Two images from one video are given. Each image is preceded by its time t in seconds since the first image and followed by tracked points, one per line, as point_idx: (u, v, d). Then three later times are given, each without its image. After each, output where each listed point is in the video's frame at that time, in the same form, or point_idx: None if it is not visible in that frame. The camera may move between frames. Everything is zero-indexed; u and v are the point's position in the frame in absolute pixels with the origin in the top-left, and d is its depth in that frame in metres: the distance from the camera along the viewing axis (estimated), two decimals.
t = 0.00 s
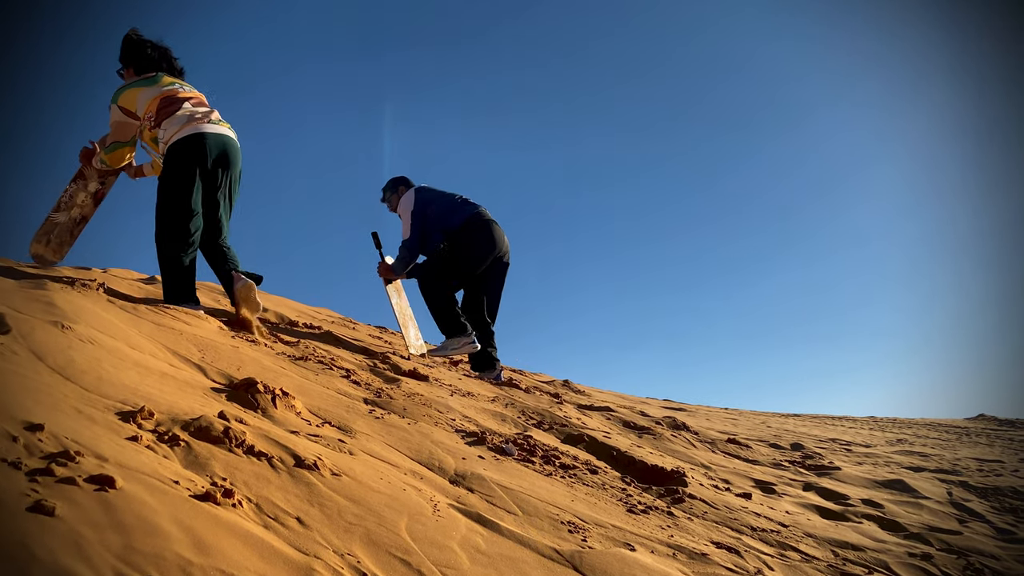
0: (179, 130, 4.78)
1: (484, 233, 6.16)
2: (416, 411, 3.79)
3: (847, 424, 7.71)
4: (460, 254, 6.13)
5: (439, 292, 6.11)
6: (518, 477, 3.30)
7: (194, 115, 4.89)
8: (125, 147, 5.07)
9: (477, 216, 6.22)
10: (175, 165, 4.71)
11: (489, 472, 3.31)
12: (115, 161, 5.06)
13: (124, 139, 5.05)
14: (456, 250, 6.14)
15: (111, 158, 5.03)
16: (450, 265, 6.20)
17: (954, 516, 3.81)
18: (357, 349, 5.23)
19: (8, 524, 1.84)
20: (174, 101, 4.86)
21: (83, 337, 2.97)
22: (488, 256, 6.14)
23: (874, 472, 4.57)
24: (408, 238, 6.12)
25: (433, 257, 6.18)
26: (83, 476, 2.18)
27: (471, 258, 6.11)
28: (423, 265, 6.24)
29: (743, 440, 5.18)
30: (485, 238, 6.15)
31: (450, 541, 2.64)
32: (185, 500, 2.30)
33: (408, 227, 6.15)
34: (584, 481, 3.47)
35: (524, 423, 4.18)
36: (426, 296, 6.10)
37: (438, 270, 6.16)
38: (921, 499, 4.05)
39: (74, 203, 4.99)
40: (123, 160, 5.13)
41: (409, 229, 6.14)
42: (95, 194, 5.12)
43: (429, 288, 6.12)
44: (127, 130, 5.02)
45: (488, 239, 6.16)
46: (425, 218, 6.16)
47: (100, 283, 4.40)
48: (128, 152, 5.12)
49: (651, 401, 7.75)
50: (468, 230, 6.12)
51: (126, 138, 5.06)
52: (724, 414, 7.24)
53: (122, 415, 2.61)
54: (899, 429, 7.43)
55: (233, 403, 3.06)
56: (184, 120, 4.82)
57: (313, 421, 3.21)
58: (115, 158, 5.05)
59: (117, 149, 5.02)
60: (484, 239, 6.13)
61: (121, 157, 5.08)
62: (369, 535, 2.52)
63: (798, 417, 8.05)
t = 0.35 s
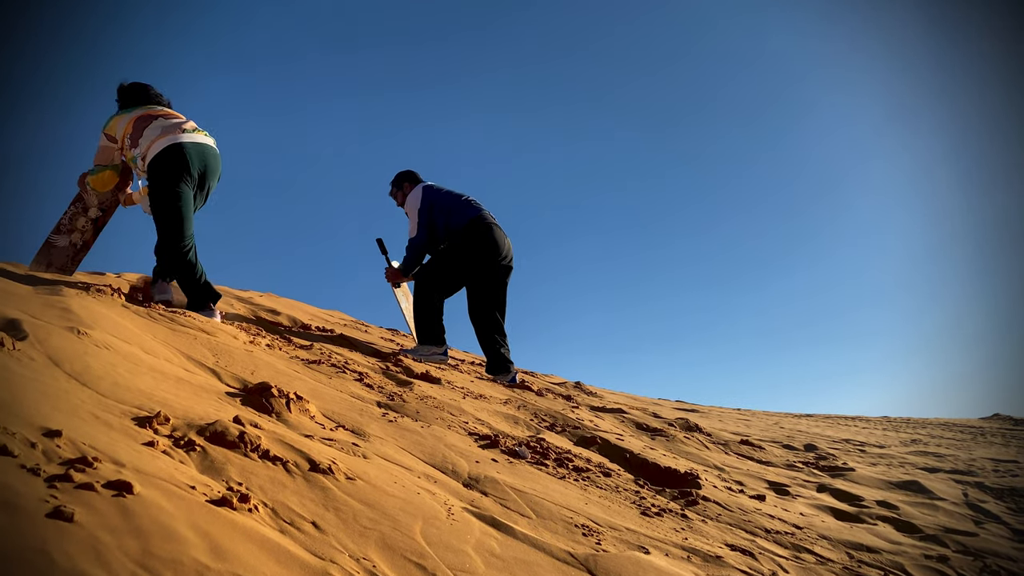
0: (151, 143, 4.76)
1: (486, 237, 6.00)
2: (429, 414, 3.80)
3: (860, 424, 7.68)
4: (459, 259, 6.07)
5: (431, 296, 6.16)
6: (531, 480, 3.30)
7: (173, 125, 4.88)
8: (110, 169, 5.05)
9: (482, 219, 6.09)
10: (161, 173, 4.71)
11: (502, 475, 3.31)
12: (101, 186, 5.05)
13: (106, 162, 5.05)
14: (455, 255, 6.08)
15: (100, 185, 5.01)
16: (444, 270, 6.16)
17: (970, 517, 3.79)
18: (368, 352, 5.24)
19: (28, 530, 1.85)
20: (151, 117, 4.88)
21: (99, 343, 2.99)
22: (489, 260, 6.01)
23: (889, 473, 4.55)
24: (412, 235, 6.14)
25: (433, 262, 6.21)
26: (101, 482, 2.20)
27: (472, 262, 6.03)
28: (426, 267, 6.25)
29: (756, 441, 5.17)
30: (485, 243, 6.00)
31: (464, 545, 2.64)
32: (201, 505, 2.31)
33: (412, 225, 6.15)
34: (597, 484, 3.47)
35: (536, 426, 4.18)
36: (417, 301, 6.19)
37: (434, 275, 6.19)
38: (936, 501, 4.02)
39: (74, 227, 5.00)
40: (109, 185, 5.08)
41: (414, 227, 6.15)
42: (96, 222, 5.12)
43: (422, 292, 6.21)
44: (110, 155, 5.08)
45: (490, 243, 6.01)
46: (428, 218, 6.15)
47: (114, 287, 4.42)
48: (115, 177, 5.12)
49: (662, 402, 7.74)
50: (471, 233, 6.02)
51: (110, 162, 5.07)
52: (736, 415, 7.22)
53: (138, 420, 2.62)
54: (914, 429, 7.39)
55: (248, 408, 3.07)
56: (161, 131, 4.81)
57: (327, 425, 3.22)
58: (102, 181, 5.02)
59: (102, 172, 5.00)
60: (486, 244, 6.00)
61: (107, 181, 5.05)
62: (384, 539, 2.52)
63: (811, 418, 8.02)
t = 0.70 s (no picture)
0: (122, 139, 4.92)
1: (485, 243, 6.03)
2: (444, 417, 3.81)
3: (876, 425, 7.63)
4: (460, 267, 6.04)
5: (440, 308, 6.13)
6: (546, 483, 3.30)
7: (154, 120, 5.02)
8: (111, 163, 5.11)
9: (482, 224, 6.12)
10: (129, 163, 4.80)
11: (517, 478, 3.31)
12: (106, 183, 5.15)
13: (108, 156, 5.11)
14: (453, 261, 6.06)
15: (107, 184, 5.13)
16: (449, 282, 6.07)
17: (988, 519, 3.76)
18: (382, 354, 5.27)
19: (49, 534, 1.85)
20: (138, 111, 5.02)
21: (117, 348, 3.02)
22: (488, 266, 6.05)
23: (905, 474, 4.53)
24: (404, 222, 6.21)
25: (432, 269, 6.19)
26: (121, 486, 2.21)
27: (473, 268, 6.04)
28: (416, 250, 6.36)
29: (771, 443, 5.18)
30: (485, 249, 6.03)
31: (480, 548, 2.63)
32: (220, 509, 2.31)
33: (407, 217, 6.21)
34: (612, 486, 3.47)
35: (551, 428, 4.19)
36: (424, 311, 6.14)
37: (436, 280, 6.10)
38: (953, 502, 3.99)
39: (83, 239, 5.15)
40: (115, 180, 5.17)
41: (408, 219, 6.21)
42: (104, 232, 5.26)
43: (430, 305, 6.13)
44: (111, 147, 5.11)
45: (489, 247, 6.05)
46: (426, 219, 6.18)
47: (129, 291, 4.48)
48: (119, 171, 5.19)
49: (676, 404, 7.72)
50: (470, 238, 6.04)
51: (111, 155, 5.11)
52: (750, 417, 7.20)
53: (156, 425, 2.64)
54: (931, 430, 7.34)
55: (264, 411, 3.09)
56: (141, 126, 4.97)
57: (342, 428, 3.24)
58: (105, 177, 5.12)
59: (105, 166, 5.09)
60: (486, 249, 6.04)
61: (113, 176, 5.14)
62: (401, 543, 2.52)
63: (826, 419, 7.99)
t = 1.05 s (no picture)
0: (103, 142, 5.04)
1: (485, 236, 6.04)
2: (456, 419, 3.82)
3: (891, 426, 7.57)
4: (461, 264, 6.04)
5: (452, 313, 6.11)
6: (559, 485, 3.29)
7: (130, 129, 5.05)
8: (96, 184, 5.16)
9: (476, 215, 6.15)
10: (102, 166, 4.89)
11: (531, 480, 3.30)
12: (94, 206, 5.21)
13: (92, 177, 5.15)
14: (454, 258, 6.04)
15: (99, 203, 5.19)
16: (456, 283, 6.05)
17: (1007, 521, 3.71)
18: (394, 356, 5.28)
19: (64, 536, 1.85)
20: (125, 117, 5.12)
21: (132, 352, 3.05)
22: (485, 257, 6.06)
23: (922, 475, 4.49)
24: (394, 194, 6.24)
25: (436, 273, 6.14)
26: (136, 488, 2.21)
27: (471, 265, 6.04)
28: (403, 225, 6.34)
29: (786, 444, 5.16)
30: (482, 240, 6.03)
31: (494, 551, 2.62)
32: (234, 511, 2.31)
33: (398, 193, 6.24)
34: (625, 488, 3.45)
35: (563, 430, 4.19)
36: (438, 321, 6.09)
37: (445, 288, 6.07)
38: (971, 504, 3.95)
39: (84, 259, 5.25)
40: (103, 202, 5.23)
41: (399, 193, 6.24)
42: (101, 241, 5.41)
43: (442, 314, 6.10)
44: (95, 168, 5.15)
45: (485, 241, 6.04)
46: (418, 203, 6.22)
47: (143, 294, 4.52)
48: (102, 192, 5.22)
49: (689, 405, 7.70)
50: (465, 231, 6.04)
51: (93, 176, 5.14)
52: (764, 418, 7.17)
53: (171, 427, 2.66)
54: (949, 431, 7.25)
55: (278, 414, 3.10)
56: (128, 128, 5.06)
57: (356, 430, 3.25)
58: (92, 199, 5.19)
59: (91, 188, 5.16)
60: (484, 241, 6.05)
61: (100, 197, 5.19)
62: (415, 545, 2.51)
63: (841, 421, 7.94)
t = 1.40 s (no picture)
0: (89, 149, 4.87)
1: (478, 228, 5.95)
2: (467, 420, 3.82)
3: (904, 427, 7.53)
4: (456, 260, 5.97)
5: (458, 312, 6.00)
6: (570, 486, 3.28)
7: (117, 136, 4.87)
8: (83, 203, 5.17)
9: (470, 208, 6.10)
10: (74, 179, 4.69)
11: (541, 482, 3.30)
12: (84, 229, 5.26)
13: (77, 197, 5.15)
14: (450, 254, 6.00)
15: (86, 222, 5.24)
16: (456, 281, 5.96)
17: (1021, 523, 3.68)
18: (405, 357, 5.30)
19: (77, 537, 1.86)
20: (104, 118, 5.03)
21: (144, 353, 3.07)
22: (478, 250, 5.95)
23: (935, 477, 4.46)
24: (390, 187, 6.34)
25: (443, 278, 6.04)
26: (148, 489, 2.21)
27: (468, 260, 5.96)
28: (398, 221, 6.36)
29: (797, 445, 5.15)
30: (474, 232, 5.95)
31: (504, 552, 2.61)
32: (246, 512, 2.32)
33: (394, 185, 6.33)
34: (636, 489, 3.45)
35: (574, 431, 4.19)
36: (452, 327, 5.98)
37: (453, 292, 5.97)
38: (984, 505, 3.92)
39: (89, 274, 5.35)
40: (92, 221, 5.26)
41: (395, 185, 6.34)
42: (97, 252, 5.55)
43: (453, 317, 6.00)
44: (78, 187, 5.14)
45: (478, 235, 5.95)
46: (415, 196, 6.26)
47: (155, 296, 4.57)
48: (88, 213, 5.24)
49: (699, 406, 7.68)
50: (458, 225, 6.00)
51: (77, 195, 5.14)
52: (775, 419, 7.15)
53: (183, 429, 2.67)
54: (964, 432, 7.19)
55: (289, 415, 3.12)
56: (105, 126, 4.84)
57: (367, 431, 3.25)
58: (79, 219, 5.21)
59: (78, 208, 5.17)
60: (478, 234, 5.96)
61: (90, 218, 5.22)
62: (425, 546, 2.51)
63: (853, 422, 7.89)
